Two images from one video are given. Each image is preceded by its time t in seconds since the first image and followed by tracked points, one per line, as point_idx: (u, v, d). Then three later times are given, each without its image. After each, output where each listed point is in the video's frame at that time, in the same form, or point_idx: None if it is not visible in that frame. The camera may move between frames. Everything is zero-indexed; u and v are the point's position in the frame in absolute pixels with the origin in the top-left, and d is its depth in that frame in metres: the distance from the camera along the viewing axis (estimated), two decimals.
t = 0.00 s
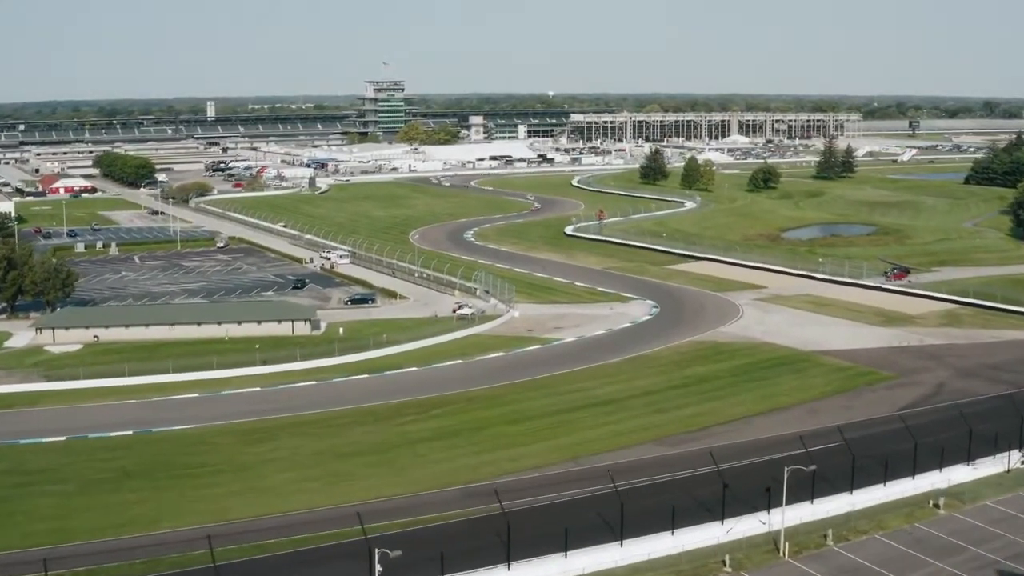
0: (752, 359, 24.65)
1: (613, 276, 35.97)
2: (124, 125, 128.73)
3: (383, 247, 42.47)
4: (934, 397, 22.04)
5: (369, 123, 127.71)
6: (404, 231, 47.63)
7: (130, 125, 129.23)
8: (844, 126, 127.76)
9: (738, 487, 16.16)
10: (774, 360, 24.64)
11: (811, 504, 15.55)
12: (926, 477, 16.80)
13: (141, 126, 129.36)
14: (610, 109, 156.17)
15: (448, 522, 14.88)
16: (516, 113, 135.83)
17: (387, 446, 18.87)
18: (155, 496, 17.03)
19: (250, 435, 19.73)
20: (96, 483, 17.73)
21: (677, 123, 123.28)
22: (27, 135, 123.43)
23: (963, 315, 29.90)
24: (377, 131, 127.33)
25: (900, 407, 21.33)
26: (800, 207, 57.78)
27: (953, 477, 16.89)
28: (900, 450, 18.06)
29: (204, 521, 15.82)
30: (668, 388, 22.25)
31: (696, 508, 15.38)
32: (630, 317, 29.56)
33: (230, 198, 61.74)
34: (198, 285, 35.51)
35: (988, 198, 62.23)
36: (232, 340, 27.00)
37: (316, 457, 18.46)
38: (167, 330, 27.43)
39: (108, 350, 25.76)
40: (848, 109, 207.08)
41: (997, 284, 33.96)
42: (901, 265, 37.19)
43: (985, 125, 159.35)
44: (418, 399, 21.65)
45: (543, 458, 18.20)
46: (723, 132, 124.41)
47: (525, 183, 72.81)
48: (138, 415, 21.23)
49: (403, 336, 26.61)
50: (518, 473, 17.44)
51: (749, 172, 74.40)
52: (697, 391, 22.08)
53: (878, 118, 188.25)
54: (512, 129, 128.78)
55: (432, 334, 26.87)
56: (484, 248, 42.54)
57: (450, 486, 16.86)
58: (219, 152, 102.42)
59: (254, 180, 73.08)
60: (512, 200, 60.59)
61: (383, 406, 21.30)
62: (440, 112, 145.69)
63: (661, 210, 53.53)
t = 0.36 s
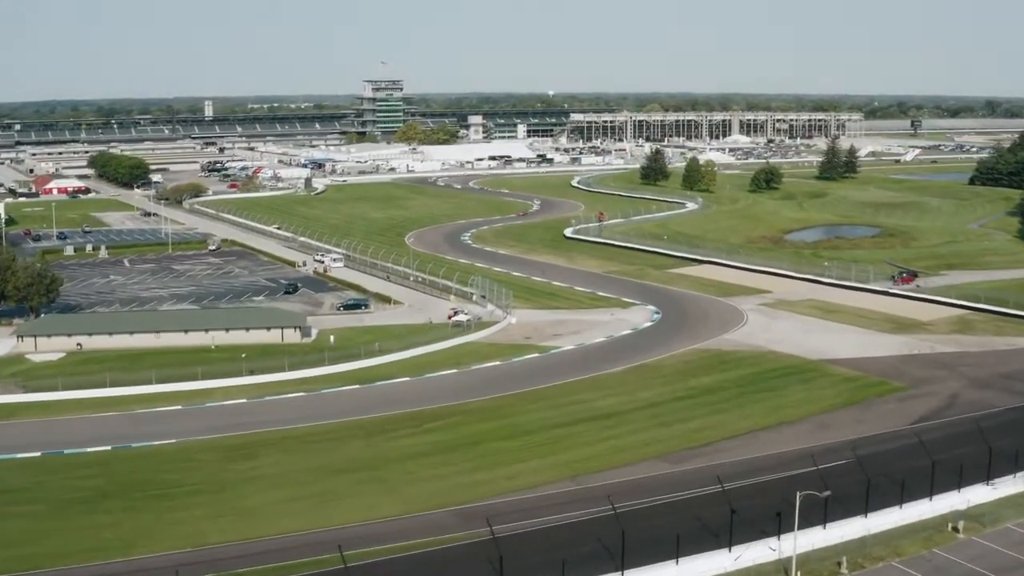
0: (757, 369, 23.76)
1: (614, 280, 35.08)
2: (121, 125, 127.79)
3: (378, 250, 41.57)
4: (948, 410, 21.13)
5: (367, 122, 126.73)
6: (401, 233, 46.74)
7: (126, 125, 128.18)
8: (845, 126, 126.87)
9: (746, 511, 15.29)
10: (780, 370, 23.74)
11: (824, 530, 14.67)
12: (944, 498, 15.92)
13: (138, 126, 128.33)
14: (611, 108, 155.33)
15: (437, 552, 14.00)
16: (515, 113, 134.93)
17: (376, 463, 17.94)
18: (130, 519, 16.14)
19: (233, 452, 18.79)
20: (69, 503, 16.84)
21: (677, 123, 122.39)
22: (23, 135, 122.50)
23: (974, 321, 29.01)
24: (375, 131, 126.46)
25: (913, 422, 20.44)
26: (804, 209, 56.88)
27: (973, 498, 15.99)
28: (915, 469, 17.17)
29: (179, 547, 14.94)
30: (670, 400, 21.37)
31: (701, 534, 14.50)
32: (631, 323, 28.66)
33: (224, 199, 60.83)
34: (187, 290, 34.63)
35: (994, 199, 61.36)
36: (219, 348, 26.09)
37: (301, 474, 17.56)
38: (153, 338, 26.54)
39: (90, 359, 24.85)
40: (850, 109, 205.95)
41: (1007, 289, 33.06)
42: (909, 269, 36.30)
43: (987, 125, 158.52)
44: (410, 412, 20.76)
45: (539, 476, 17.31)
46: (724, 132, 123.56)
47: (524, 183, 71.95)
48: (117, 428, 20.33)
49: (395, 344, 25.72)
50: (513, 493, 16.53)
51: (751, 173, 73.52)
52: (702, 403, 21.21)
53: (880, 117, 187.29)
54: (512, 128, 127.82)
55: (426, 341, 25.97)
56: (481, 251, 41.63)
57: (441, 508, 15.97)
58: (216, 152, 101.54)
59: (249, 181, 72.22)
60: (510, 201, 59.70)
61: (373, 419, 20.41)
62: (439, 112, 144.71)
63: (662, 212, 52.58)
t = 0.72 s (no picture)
0: (762, 378, 22.96)
1: (614, 284, 34.30)
2: (117, 124, 126.87)
3: (374, 252, 40.77)
4: (961, 423, 20.33)
5: (366, 122, 125.90)
6: (397, 235, 45.95)
7: (123, 125, 127.31)
8: (846, 125, 126.06)
9: (753, 535, 14.51)
10: (785, 380, 22.95)
11: (835, 555, 13.88)
12: (960, 519, 15.12)
13: (135, 126, 127.42)
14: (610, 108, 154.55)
15: None
16: (515, 112, 134.10)
17: (365, 481, 17.13)
18: (105, 540, 15.33)
19: (216, 468, 17.99)
20: (42, 522, 16.02)
21: (678, 122, 121.55)
22: (18, 135, 121.57)
23: (984, 327, 28.21)
24: (373, 131, 125.65)
25: (925, 435, 19.64)
26: (806, 210, 56.09)
27: (991, 519, 15.19)
28: (929, 488, 16.38)
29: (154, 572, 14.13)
30: (672, 413, 20.58)
31: (705, 560, 13.71)
32: (631, 330, 27.87)
33: (219, 200, 60.03)
34: (177, 294, 33.83)
35: (998, 200, 60.57)
36: (206, 356, 25.29)
37: (286, 493, 16.76)
38: (139, 345, 25.74)
39: (73, 368, 24.05)
40: (851, 109, 204.91)
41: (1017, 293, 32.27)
42: (915, 273, 35.49)
43: (988, 125, 157.74)
44: (401, 425, 19.95)
45: (535, 494, 16.52)
46: (725, 132, 122.72)
47: (523, 184, 71.14)
48: (97, 442, 19.51)
49: (388, 352, 24.93)
50: (508, 513, 15.73)
51: (752, 174, 72.70)
52: (704, 416, 20.42)
53: (880, 117, 186.42)
54: (511, 128, 127.03)
55: (420, 349, 25.17)
56: (479, 253, 40.85)
57: (431, 530, 15.16)
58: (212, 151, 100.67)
59: (245, 181, 71.42)
60: (509, 202, 58.90)
61: (362, 432, 19.60)
62: (438, 111, 143.86)
63: (663, 213, 51.80)
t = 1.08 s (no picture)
0: (768, 390, 22.06)
1: (614, 289, 33.42)
2: (113, 124, 125.85)
3: (368, 255, 39.87)
4: (976, 438, 19.45)
5: (364, 122, 124.97)
6: (393, 237, 45.06)
7: (119, 125, 126.34)
8: (848, 125, 125.16)
9: (762, 564, 13.65)
10: (792, 391, 22.06)
11: None
12: (982, 545, 14.23)
13: (132, 126, 126.44)
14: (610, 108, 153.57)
15: None
16: (514, 112, 133.14)
17: (352, 502, 16.23)
18: (74, 565, 14.43)
19: (196, 487, 17.10)
20: (9, 545, 15.12)
21: (678, 122, 120.65)
22: (14, 134, 120.53)
23: (996, 335, 27.33)
24: (372, 131, 124.72)
25: (939, 452, 18.74)
26: (809, 211, 55.19)
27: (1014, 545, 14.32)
28: (946, 512, 15.51)
29: None
30: (674, 427, 19.69)
31: None
32: (632, 337, 26.98)
33: (213, 201, 59.13)
34: (166, 299, 32.93)
35: (1005, 201, 59.69)
36: (191, 365, 24.41)
37: (268, 515, 15.88)
38: (122, 354, 24.85)
39: (53, 378, 23.17)
40: (853, 109, 203.90)
41: None
42: (923, 277, 34.62)
43: (990, 125, 156.86)
44: (391, 440, 19.07)
45: (532, 517, 15.63)
46: (726, 132, 121.79)
47: (522, 185, 70.24)
48: (72, 459, 18.61)
49: (379, 361, 24.06)
50: (502, 538, 14.83)
51: (754, 174, 71.79)
52: (708, 431, 19.53)
53: (881, 117, 185.45)
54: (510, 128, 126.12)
55: (412, 358, 24.28)
56: (476, 256, 39.97)
57: (420, 558, 14.27)
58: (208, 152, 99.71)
59: (240, 182, 70.51)
60: (507, 204, 58.02)
61: (349, 448, 18.71)
62: (436, 111, 142.93)
63: (664, 215, 50.88)
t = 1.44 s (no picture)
0: (774, 403, 21.17)
1: (614, 294, 32.49)
2: (110, 124, 124.91)
3: (362, 259, 38.99)
4: (994, 455, 18.55)
5: (362, 122, 124.09)
6: (388, 240, 44.17)
7: (115, 125, 125.46)
8: (849, 125, 124.27)
9: None
10: (799, 404, 21.17)
11: None
12: (1006, 570, 13.32)
13: (129, 126, 125.53)
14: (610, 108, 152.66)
15: None
16: (514, 112, 132.22)
17: (335, 527, 15.35)
18: None
19: (172, 510, 16.21)
20: None
21: (679, 122, 119.79)
22: (9, 134, 119.56)
23: (1009, 343, 26.43)
24: (370, 131, 123.83)
25: (954, 471, 17.83)
26: (813, 213, 54.31)
27: None
28: (965, 539, 14.62)
29: None
30: (676, 443, 18.79)
31: None
32: (632, 346, 26.09)
33: (207, 203, 58.23)
34: (153, 305, 32.03)
35: (1010, 203, 58.81)
36: (175, 375, 23.53)
37: (247, 540, 14.98)
38: (104, 363, 23.95)
39: (30, 390, 22.27)
40: (854, 109, 203.00)
41: None
42: (931, 282, 33.71)
43: (993, 125, 155.98)
44: (380, 458, 18.18)
45: (526, 543, 14.73)
46: (726, 132, 120.93)
47: (521, 186, 69.35)
48: (45, 478, 17.71)
49: (370, 372, 23.18)
50: (495, 568, 13.95)
51: (756, 175, 70.91)
52: (712, 447, 18.63)
53: (883, 117, 184.54)
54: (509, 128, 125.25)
55: (404, 368, 23.36)
56: (472, 260, 39.04)
57: None
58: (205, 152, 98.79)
59: (235, 184, 69.61)
60: (506, 205, 57.13)
61: (336, 466, 17.82)
62: (435, 111, 142.08)
63: (665, 217, 49.98)
